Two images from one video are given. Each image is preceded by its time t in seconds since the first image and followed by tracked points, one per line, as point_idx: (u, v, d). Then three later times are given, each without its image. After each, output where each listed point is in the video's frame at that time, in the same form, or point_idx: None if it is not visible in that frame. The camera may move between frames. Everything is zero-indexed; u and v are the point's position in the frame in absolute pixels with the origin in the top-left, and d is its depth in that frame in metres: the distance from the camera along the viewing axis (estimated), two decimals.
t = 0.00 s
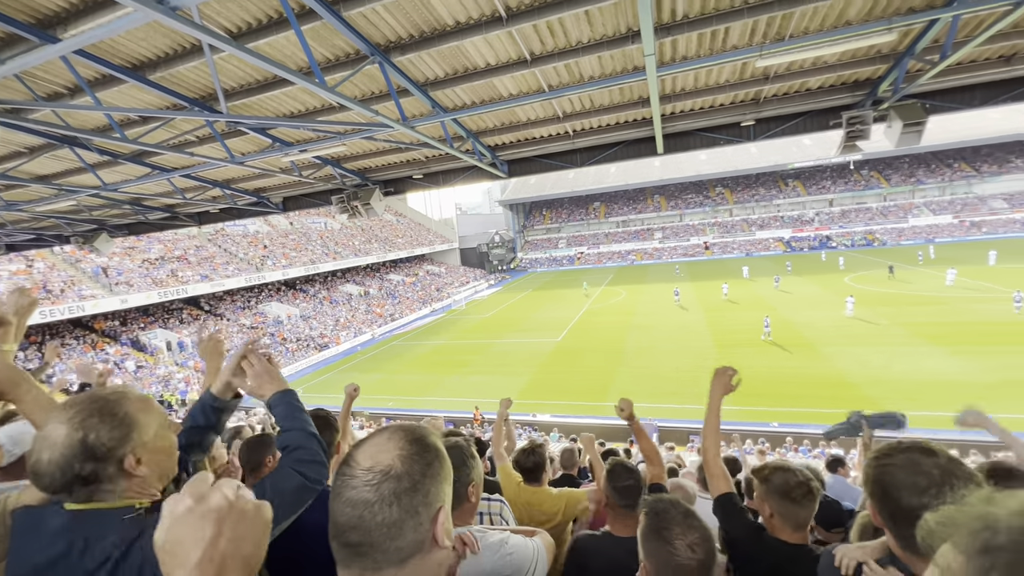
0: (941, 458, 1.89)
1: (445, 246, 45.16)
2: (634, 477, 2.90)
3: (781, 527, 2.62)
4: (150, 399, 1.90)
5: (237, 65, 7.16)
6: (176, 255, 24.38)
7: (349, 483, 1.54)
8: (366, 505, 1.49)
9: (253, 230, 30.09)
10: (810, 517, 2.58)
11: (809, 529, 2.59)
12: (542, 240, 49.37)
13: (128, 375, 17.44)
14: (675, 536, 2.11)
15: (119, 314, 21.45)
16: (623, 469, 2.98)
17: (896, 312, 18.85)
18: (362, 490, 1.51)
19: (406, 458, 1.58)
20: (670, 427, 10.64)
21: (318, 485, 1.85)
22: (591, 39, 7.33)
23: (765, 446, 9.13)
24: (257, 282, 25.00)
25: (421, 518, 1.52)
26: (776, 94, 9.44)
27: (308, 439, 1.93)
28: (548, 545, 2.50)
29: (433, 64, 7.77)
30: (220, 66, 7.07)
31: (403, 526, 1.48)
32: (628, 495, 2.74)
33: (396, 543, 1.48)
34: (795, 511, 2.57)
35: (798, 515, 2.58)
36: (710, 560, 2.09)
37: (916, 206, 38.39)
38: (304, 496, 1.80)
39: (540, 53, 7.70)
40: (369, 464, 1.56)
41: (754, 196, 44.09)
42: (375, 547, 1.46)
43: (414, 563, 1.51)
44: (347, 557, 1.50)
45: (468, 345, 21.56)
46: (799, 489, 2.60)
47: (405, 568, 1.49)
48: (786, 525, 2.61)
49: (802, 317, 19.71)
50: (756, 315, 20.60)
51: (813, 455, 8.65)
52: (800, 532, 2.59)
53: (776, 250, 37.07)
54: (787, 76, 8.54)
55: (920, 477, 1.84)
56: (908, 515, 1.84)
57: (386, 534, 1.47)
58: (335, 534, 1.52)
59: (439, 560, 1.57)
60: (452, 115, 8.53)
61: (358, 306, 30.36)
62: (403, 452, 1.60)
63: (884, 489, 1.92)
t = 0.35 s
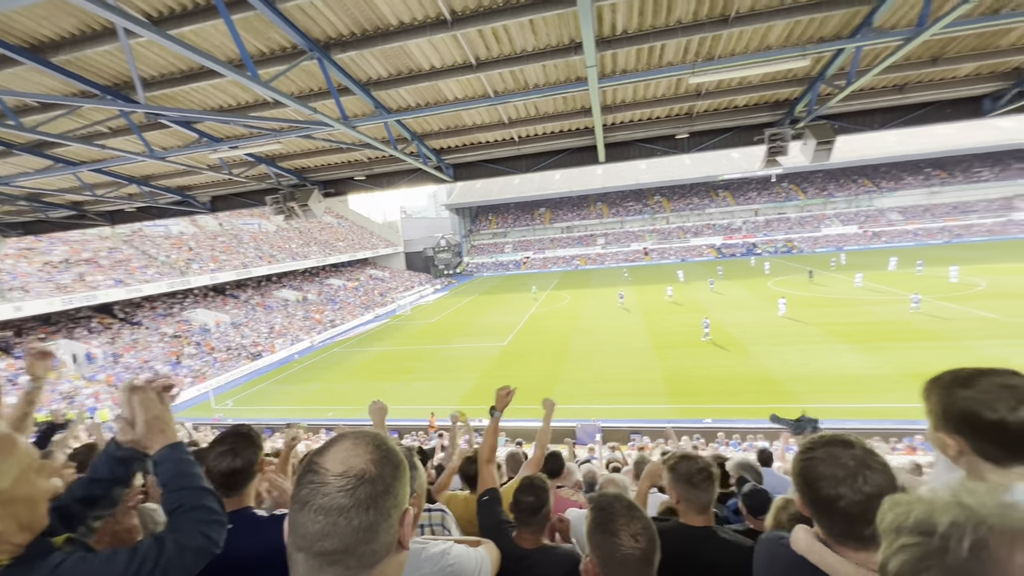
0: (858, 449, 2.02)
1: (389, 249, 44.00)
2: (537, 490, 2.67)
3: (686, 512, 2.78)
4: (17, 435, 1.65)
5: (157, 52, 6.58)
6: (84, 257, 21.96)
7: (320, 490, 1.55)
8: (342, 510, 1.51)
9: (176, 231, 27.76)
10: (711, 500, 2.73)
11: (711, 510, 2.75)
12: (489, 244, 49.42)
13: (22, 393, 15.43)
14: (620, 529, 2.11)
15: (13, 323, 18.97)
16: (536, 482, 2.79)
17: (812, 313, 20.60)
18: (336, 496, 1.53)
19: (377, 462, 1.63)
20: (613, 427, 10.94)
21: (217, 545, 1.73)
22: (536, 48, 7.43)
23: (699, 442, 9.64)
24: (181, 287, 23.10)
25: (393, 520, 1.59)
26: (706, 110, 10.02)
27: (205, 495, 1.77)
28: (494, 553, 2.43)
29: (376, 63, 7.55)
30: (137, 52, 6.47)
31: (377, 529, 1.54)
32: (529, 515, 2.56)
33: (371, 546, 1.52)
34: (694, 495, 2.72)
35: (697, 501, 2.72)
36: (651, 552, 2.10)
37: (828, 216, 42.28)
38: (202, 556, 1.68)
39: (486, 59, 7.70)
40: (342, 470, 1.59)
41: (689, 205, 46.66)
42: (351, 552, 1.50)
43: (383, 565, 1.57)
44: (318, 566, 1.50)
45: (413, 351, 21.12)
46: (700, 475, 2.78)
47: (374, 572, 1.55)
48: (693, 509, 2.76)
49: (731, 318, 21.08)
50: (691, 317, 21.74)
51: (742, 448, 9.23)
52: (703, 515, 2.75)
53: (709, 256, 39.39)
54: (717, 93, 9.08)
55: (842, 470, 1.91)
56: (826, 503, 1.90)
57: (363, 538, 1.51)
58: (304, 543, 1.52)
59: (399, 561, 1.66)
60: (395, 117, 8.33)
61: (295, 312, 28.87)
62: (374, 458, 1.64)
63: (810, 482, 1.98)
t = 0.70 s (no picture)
0: (774, 441, 2.09)
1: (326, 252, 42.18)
2: (458, 496, 2.63)
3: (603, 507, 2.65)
4: None
5: (55, 30, 5.89)
6: None
7: (295, 472, 1.48)
8: (315, 489, 1.45)
9: (79, 230, 24.86)
10: (627, 493, 2.61)
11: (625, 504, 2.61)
12: (432, 248, 48.78)
13: None
14: (554, 532, 2.08)
15: None
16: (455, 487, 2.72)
17: (735, 315, 22.16)
18: (311, 477, 1.47)
19: (351, 448, 1.61)
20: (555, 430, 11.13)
21: None
22: (478, 53, 7.43)
23: (637, 440, 10.02)
24: (84, 292, 20.74)
25: (365, 505, 1.53)
26: (641, 123, 10.49)
27: None
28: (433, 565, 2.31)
29: (312, 58, 7.22)
30: (30, 28, 5.75)
31: (349, 511, 1.48)
32: (445, 525, 2.51)
33: (342, 528, 1.45)
34: (605, 490, 2.59)
35: (610, 496, 2.59)
36: (584, 551, 2.09)
37: (750, 225, 45.77)
38: None
39: (428, 60, 7.59)
40: (316, 453, 1.54)
41: (626, 213, 48.67)
42: (322, 532, 1.42)
43: (350, 553, 1.48)
44: (287, 547, 1.41)
45: (351, 358, 20.35)
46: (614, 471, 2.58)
47: (341, 559, 1.45)
48: (610, 504, 2.61)
49: (665, 320, 22.20)
50: (628, 320, 22.62)
51: (675, 444, 9.72)
52: (621, 510, 2.62)
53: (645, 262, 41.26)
54: (652, 107, 9.53)
55: (763, 461, 1.98)
56: (747, 492, 1.97)
57: (335, 518, 1.44)
58: (273, 525, 1.44)
59: (363, 557, 1.56)
60: (334, 115, 7.99)
61: (220, 319, 26.88)
62: (347, 444, 1.62)
63: (734, 474, 2.03)
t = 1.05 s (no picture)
0: (720, 436, 2.18)
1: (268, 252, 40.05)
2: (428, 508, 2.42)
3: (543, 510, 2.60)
4: None
5: None
6: None
7: (224, 471, 1.40)
8: (244, 487, 1.37)
9: None
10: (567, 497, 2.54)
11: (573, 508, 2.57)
12: (381, 250, 47.57)
13: None
14: (494, 533, 2.08)
15: None
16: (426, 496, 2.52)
17: (678, 316, 23.21)
18: (240, 475, 1.39)
19: (286, 448, 1.54)
20: (506, 431, 11.16)
21: None
22: (429, 53, 7.34)
23: (586, 439, 10.25)
24: None
25: (300, 505, 1.43)
26: (590, 129, 10.77)
27: None
28: None
29: (251, 48, 6.83)
30: None
31: (282, 510, 1.38)
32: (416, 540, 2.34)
33: (272, 528, 1.35)
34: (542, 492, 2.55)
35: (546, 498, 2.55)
36: (525, 553, 2.08)
37: (691, 231, 48.19)
38: None
39: (377, 57, 7.39)
40: (248, 453, 1.47)
41: (576, 217, 49.73)
42: (250, 531, 1.32)
43: (283, 559, 1.37)
44: (211, 549, 1.32)
45: (294, 364, 19.43)
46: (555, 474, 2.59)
47: (272, 564, 1.35)
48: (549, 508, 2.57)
49: (613, 321, 22.86)
50: (578, 322, 23.11)
51: (623, 442, 10.03)
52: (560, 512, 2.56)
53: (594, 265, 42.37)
54: (599, 114, 9.78)
55: (708, 455, 2.05)
56: (694, 487, 2.04)
57: (264, 517, 1.34)
58: (197, 528, 1.34)
59: (300, 565, 1.44)
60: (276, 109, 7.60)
61: (146, 323, 24.78)
62: (281, 445, 1.55)
63: (682, 469, 2.08)
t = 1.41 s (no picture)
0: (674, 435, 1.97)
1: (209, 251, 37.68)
2: (377, 520, 2.36)
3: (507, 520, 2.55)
4: None
5: None
6: None
7: (90, 507, 1.16)
8: (107, 529, 1.13)
9: None
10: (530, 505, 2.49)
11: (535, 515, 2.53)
12: (333, 250, 46.02)
13: None
14: (447, 542, 2.02)
15: None
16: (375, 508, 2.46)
17: (630, 317, 23.92)
18: (107, 514, 1.15)
19: (174, 475, 1.25)
20: (463, 434, 11.09)
21: None
22: (384, 49, 7.17)
23: (542, 440, 10.35)
24: None
25: (183, 548, 1.19)
26: (547, 133, 10.90)
27: None
28: None
29: (190, 34, 6.43)
30: None
31: (160, 556, 1.14)
32: (366, 554, 2.25)
33: None
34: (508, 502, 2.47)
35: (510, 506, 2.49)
36: (477, 561, 2.05)
37: (643, 234, 49.86)
38: None
39: (329, 51, 7.14)
40: (127, 483, 1.21)
41: (533, 219, 50.22)
42: None
43: None
44: None
45: (238, 369, 18.43)
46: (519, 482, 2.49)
47: None
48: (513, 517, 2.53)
49: (568, 322, 23.22)
50: (534, 323, 23.30)
51: (577, 441, 10.23)
52: (526, 520, 2.52)
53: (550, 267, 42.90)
54: (555, 118, 9.90)
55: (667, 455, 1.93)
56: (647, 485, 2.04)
57: (137, 565, 1.11)
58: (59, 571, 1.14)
59: None
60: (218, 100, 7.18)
61: (68, 327, 22.66)
62: (179, 467, 1.28)
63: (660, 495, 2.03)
